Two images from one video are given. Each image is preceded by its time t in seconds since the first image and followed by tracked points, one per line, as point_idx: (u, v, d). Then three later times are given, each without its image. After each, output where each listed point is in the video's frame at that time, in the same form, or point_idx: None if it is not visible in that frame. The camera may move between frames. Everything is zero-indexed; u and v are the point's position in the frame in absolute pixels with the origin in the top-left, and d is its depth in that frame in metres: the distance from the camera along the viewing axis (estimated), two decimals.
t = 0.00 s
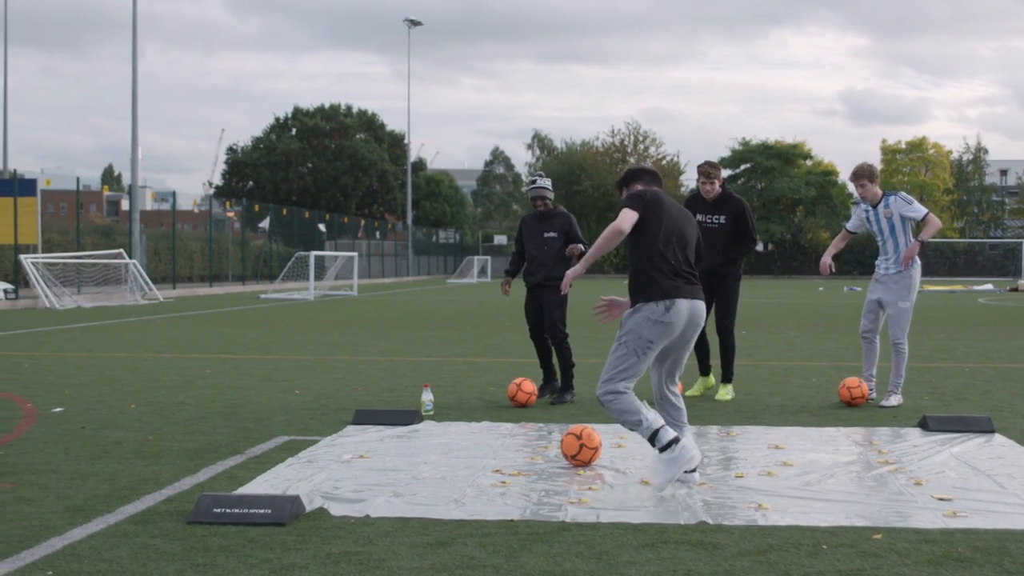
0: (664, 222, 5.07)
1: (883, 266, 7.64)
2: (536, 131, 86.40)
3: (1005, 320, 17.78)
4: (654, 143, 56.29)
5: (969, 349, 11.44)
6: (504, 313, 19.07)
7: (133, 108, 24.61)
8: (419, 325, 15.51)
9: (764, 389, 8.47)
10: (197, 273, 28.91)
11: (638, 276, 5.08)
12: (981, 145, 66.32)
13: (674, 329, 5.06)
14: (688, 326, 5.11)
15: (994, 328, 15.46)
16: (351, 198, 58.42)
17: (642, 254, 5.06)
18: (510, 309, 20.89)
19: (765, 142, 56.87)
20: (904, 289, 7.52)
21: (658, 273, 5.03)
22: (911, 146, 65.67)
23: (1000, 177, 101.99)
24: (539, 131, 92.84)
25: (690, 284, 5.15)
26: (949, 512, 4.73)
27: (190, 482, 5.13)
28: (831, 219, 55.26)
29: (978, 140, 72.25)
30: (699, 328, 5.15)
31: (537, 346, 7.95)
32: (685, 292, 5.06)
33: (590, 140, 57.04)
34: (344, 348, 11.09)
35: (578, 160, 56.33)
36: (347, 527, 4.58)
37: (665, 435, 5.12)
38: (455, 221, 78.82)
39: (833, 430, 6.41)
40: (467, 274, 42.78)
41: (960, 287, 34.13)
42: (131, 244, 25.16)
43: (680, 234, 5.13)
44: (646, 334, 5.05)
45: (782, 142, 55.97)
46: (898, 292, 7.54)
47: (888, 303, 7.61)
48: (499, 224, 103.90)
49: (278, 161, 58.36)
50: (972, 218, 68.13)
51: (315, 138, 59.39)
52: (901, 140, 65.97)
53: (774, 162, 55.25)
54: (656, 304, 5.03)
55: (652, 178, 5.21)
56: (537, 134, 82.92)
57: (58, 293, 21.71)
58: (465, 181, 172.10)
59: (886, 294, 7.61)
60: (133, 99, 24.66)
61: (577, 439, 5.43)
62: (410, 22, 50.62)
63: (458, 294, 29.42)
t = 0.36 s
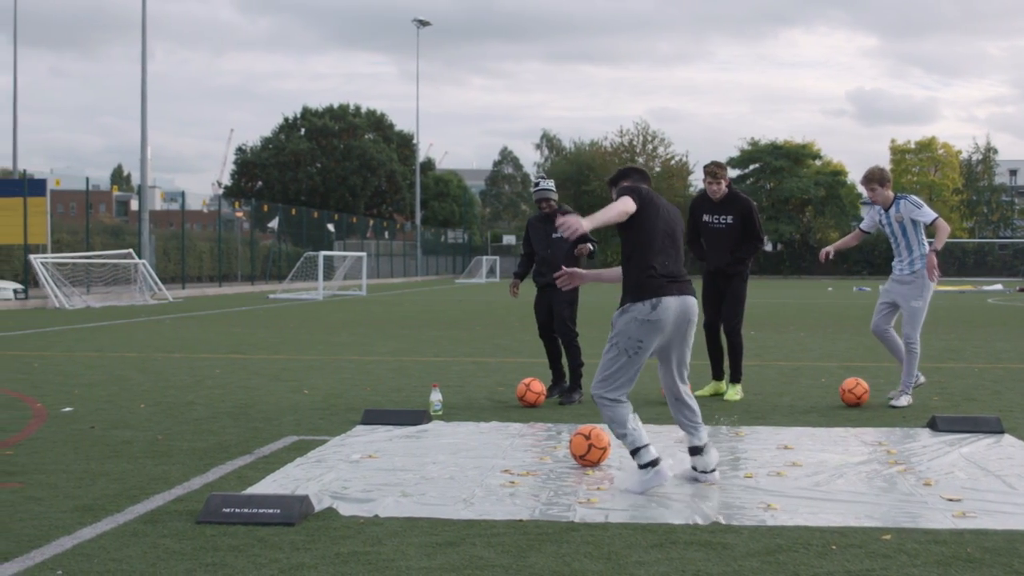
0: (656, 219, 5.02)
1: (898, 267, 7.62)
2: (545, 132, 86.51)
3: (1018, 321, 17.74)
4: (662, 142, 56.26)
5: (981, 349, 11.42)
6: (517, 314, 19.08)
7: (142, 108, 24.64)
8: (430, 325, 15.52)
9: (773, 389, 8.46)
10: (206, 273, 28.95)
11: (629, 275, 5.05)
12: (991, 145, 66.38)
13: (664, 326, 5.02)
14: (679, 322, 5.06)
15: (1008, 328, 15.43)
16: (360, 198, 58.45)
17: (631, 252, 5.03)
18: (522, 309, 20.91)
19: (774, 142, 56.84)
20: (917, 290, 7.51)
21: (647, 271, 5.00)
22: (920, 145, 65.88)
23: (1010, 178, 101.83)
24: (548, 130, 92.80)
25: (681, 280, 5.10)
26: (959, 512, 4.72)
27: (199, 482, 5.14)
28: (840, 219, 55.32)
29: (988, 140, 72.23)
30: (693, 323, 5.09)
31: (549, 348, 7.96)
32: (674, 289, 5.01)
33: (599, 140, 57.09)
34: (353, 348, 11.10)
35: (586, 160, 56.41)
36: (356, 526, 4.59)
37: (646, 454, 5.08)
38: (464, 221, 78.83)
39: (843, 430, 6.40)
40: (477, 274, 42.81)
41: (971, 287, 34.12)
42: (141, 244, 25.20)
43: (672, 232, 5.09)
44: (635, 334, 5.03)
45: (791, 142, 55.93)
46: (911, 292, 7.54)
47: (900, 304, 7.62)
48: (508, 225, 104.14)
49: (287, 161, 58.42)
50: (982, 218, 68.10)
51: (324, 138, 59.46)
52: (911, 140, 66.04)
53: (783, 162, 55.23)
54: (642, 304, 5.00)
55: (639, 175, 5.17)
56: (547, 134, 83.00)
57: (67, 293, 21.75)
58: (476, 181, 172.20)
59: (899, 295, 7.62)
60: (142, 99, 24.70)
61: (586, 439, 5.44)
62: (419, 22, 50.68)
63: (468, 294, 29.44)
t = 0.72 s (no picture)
0: (645, 216, 5.07)
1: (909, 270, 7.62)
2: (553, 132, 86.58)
3: None
4: (670, 143, 56.24)
5: (991, 349, 11.40)
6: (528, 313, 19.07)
7: (150, 107, 24.65)
8: (441, 325, 15.53)
9: (782, 389, 8.44)
10: (214, 273, 28.98)
11: (625, 278, 5.05)
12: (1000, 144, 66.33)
13: (663, 330, 5.06)
14: (676, 326, 5.10)
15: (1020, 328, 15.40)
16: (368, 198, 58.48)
17: (625, 248, 5.04)
18: (533, 309, 20.91)
19: (782, 141, 56.82)
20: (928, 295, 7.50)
21: (642, 270, 5.03)
22: (929, 146, 66.02)
23: (1020, 177, 102.77)
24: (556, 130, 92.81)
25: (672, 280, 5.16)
26: (968, 513, 4.71)
27: (208, 482, 5.14)
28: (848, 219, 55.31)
29: (997, 139, 72.13)
30: (689, 328, 5.14)
31: (559, 350, 7.95)
32: (671, 293, 5.06)
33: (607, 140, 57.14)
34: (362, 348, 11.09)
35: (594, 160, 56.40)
36: (364, 526, 4.59)
37: (633, 450, 5.09)
38: (472, 220, 78.79)
39: (852, 431, 6.38)
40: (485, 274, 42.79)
41: (980, 288, 34.07)
42: (149, 245, 25.24)
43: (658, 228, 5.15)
44: (635, 336, 5.05)
45: (800, 142, 55.88)
46: (921, 296, 7.54)
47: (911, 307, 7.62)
48: (517, 225, 104.12)
49: (295, 161, 58.47)
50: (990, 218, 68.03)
51: (332, 138, 59.51)
52: (919, 141, 66.05)
53: (791, 162, 55.20)
54: (646, 308, 5.01)
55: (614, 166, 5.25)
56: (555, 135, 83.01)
57: (76, 294, 21.76)
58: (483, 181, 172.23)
59: (910, 297, 7.62)
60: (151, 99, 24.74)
61: (594, 439, 5.47)
62: (427, 22, 50.72)
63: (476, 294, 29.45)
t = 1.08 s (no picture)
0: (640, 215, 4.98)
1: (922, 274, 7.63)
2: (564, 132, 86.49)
3: None
4: (681, 143, 56.16)
5: (1005, 350, 11.37)
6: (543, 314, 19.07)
7: (162, 107, 24.69)
8: (455, 325, 15.54)
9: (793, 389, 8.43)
10: (225, 273, 29.04)
11: (624, 280, 4.97)
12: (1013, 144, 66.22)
13: (659, 333, 5.09)
14: (668, 327, 5.15)
15: None
16: (378, 198, 58.55)
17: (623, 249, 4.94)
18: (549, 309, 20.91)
19: (793, 141, 56.73)
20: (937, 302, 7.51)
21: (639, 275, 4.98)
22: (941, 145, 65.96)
23: None
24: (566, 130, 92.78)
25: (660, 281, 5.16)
26: (980, 513, 4.70)
27: (219, 482, 5.14)
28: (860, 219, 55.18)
29: (1010, 139, 71.93)
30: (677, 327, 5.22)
31: (572, 349, 7.91)
32: (664, 297, 5.08)
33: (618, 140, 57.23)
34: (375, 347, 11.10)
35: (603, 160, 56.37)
36: (376, 526, 4.59)
37: (657, 449, 5.11)
38: (483, 220, 78.79)
39: (864, 432, 6.38)
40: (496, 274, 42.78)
41: (993, 288, 34.03)
42: (161, 245, 25.29)
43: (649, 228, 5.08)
44: (635, 342, 5.05)
45: (811, 141, 55.81)
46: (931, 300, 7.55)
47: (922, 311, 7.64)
48: (528, 224, 104.10)
49: (306, 161, 58.53)
50: (1003, 218, 67.91)
51: (343, 138, 59.58)
52: (931, 141, 66.00)
53: (802, 161, 55.12)
54: (645, 313, 5.01)
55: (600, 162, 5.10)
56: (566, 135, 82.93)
57: (88, 293, 21.79)
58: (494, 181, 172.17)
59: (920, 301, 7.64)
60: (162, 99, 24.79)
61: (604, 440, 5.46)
62: (438, 22, 50.77)
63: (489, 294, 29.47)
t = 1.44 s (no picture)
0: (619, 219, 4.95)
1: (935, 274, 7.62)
2: (575, 133, 86.56)
3: None
4: (692, 143, 56.11)
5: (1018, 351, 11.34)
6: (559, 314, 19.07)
7: (175, 107, 24.76)
8: (470, 325, 15.54)
9: (804, 389, 8.42)
10: (237, 273, 29.08)
11: (616, 282, 4.94)
12: None
13: (656, 333, 5.07)
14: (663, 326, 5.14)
15: None
16: (390, 198, 58.61)
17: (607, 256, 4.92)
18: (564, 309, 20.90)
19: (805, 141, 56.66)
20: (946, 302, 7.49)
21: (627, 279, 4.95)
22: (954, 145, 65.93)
23: None
24: (575, 130, 92.68)
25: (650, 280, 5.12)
26: (992, 514, 4.69)
27: (230, 482, 5.14)
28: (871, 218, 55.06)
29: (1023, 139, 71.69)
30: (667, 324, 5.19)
31: (583, 349, 7.88)
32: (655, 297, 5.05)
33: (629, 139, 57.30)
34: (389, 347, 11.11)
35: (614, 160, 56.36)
36: (386, 526, 4.59)
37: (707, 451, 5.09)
38: (494, 220, 78.78)
39: (876, 432, 6.36)
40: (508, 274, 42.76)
41: (1006, 288, 33.95)
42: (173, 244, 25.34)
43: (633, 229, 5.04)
44: (638, 347, 5.02)
45: (823, 141, 55.73)
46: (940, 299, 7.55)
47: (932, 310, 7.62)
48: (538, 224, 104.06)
49: (317, 161, 58.61)
50: (1016, 219, 67.76)
51: (354, 138, 59.66)
52: (943, 141, 65.87)
53: (814, 161, 55.05)
54: (641, 318, 4.98)
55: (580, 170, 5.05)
56: (577, 135, 82.87)
57: (100, 293, 21.82)
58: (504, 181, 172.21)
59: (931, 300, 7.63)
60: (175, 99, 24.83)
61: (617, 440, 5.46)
62: (450, 22, 50.82)
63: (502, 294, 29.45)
